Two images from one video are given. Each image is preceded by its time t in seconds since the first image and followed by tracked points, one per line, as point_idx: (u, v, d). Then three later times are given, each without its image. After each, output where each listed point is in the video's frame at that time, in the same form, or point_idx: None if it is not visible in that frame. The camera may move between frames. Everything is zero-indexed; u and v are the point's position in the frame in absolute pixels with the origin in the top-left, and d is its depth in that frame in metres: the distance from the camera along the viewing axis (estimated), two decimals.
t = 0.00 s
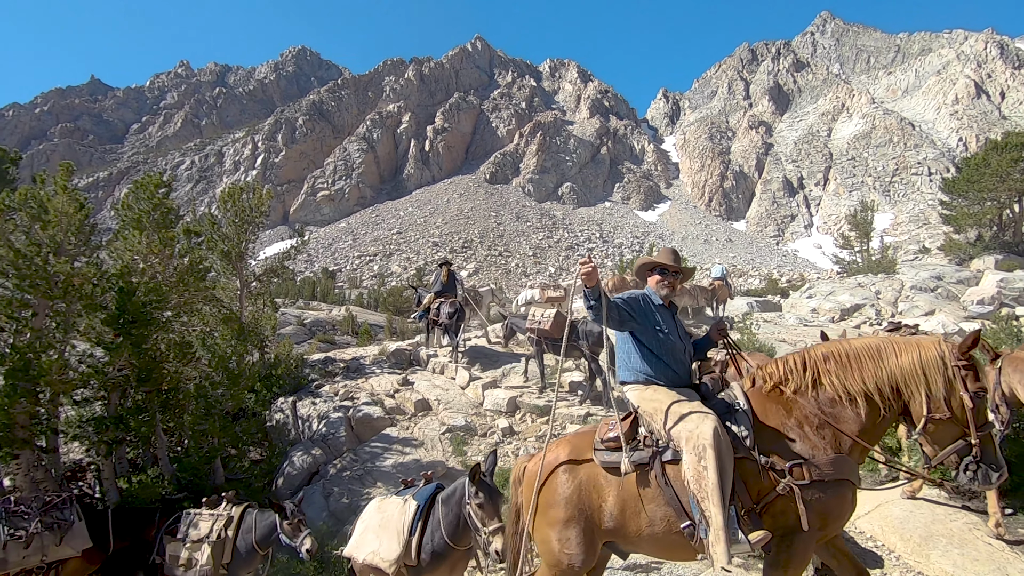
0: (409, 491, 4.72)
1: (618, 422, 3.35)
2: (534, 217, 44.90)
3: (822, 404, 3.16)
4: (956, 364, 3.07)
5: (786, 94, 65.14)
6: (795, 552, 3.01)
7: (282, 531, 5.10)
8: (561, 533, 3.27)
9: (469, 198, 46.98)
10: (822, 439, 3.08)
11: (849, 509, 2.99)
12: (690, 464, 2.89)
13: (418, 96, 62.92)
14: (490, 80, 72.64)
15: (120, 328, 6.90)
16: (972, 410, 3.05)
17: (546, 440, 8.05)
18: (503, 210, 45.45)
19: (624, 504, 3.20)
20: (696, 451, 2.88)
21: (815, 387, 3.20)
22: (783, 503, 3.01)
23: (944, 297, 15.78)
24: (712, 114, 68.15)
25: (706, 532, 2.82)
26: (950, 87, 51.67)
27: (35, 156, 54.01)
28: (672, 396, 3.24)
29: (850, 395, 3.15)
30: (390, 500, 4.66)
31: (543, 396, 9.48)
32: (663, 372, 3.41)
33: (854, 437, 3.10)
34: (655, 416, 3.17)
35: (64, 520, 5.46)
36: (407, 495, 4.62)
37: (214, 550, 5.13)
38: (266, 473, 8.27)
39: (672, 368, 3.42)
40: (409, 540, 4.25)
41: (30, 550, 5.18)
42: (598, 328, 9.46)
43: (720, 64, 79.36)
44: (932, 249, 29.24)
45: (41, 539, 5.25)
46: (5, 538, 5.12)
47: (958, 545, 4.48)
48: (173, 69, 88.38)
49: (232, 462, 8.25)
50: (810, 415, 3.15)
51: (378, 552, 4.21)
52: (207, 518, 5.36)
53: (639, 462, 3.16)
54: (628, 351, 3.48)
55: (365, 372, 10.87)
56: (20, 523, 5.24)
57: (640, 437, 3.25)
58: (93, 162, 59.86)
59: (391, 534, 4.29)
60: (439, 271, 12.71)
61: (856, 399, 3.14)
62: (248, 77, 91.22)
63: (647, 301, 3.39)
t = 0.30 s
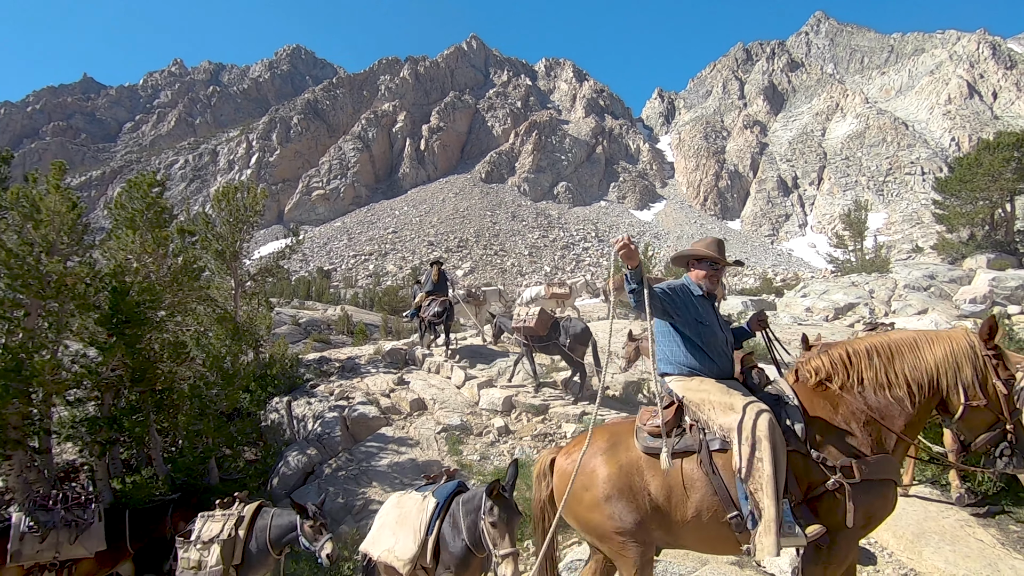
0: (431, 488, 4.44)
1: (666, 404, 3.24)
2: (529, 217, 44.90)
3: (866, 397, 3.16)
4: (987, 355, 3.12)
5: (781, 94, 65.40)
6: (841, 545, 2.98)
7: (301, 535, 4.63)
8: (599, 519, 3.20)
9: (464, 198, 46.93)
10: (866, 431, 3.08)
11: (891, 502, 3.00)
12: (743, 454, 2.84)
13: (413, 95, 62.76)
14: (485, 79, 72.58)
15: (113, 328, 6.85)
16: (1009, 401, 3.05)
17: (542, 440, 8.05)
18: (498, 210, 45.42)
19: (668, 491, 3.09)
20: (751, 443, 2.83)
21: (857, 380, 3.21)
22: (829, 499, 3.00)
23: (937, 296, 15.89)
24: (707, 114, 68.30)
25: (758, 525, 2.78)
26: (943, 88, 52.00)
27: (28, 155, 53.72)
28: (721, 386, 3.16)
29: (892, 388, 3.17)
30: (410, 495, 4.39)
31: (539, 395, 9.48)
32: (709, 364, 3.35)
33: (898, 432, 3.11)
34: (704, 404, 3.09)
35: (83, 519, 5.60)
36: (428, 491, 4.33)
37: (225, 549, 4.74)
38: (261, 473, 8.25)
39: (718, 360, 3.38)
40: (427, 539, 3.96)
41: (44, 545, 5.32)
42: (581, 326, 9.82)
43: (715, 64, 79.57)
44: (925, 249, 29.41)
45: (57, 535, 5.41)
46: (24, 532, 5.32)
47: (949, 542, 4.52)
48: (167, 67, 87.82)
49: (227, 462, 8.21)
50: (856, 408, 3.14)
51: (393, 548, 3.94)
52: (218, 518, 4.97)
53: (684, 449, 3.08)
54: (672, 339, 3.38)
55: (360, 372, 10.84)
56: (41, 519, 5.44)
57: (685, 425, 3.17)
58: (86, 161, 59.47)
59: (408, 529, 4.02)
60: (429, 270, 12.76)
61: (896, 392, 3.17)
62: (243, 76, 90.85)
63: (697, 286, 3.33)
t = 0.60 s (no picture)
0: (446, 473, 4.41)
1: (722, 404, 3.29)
2: (528, 215, 44.89)
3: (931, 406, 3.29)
4: None
5: (779, 93, 65.45)
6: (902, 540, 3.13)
7: (325, 527, 4.56)
8: (653, 516, 3.23)
9: (463, 196, 46.89)
10: (939, 435, 3.24)
11: (969, 508, 3.10)
12: (808, 453, 2.87)
13: (411, 93, 62.60)
14: (484, 77, 72.51)
15: (111, 325, 6.83)
16: None
17: (540, 438, 8.05)
18: (497, 208, 45.40)
19: (729, 493, 3.15)
20: (820, 441, 2.87)
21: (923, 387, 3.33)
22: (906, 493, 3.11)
23: (934, 295, 15.94)
24: (706, 113, 68.30)
25: (827, 526, 2.80)
26: (941, 87, 52.00)
27: (25, 152, 53.67)
28: (779, 385, 3.25)
29: (958, 398, 3.29)
30: (423, 481, 4.37)
31: (537, 393, 9.50)
32: (762, 364, 3.44)
33: (966, 437, 3.29)
34: (763, 405, 3.12)
35: (104, 512, 5.49)
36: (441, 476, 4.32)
37: (249, 551, 4.65)
38: (259, 471, 8.29)
39: (770, 359, 3.48)
40: (440, 526, 3.95)
41: (65, 541, 5.22)
42: (567, 325, 9.97)
43: (714, 63, 79.54)
44: (923, 248, 29.47)
45: (78, 529, 5.30)
46: (44, 529, 5.24)
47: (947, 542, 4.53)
48: (164, 65, 87.48)
49: (225, 460, 8.23)
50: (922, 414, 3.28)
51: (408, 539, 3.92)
52: (244, 514, 4.89)
53: (747, 450, 3.15)
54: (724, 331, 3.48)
55: (359, 370, 10.84)
56: (63, 513, 5.37)
57: (745, 426, 3.24)
58: (84, 158, 59.28)
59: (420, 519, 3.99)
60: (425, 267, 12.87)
61: (961, 401, 3.29)
62: (241, 74, 90.64)
63: (748, 285, 3.53)
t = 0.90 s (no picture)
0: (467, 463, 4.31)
1: (798, 378, 3.10)
2: (528, 214, 44.91)
3: (1005, 412, 3.20)
4: None
5: (780, 92, 65.41)
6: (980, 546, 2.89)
7: (349, 518, 4.55)
8: (710, 490, 2.99)
9: (463, 195, 46.88)
10: (1011, 441, 3.07)
11: None
12: (900, 440, 2.77)
13: (411, 91, 62.52)
14: (484, 75, 72.47)
15: (111, 323, 6.82)
16: None
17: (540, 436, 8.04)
18: (497, 207, 45.39)
19: (798, 476, 2.94)
20: (914, 432, 2.77)
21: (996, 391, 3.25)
22: (975, 500, 2.94)
23: (934, 295, 15.94)
24: (706, 112, 68.29)
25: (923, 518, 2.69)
26: (942, 87, 51.96)
27: (25, 150, 53.64)
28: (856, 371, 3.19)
29: None
30: (442, 474, 4.30)
31: (537, 392, 9.50)
32: (838, 342, 3.34)
33: None
34: (851, 386, 2.98)
35: (129, 503, 5.55)
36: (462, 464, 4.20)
37: (280, 538, 4.70)
38: (259, 469, 8.31)
39: (845, 334, 3.38)
40: (462, 512, 3.78)
41: (93, 532, 5.33)
42: (552, 319, 10.16)
43: (715, 62, 79.45)
44: (923, 248, 29.49)
45: (104, 520, 5.40)
46: (72, 520, 5.37)
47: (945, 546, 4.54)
48: (165, 63, 87.29)
49: (225, 458, 8.25)
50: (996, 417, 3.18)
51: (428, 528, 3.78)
52: (270, 504, 4.96)
53: (826, 430, 2.97)
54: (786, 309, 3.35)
55: (358, 368, 10.86)
56: (90, 506, 5.48)
57: (822, 407, 3.05)
58: (84, 156, 59.25)
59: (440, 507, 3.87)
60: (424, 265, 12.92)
61: None
62: (241, 72, 90.51)
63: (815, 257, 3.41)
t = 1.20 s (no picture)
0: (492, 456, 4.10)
1: (870, 373, 2.91)
2: (527, 212, 44.87)
3: None
4: None
5: (780, 91, 65.35)
6: None
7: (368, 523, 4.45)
8: (765, 486, 2.80)
9: (463, 193, 46.83)
10: None
11: None
12: (992, 450, 2.64)
13: (411, 89, 62.40)
14: (484, 74, 72.39)
15: (111, 321, 6.81)
16: None
17: (540, 435, 8.02)
18: (496, 206, 45.35)
19: (867, 473, 2.77)
20: (1009, 441, 2.63)
21: None
22: None
23: (933, 294, 15.93)
24: (706, 111, 68.23)
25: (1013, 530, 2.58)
26: (942, 86, 51.90)
27: (24, 148, 53.54)
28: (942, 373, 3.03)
29: None
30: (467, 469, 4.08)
31: (536, 391, 9.50)
32: (920, 331, 3.15)
33: None
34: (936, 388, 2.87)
35: (141, 505, 5.52)
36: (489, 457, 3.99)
37: (304, 539, 4.67)
38: (259, 468, 8.30)
39: (924, 323, 3.19)
40: (490, 506, 3.57)
41: (107, 531, 5.36)
42: (541, 316, 10.43)
43: (715, 61, 79.32)
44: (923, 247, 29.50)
45: (116, 520, 5.40)
46: (90, 518, 5.43)
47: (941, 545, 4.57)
48: (164, 61, 87.06)
49: (224, 457, 8.25)
50: None
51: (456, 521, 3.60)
52: (293, 504, 4.90)
53: (906, 433, 2.81)
54: (865, 270, 3.18)
55: (358, 367, 10.87)
56: (110, 505, 5.54)
57: (900, 410, 2.89)
58: (83, 154, 59.13)
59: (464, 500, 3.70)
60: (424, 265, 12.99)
61: None
62: (240, 70, 90.33)
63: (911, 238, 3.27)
